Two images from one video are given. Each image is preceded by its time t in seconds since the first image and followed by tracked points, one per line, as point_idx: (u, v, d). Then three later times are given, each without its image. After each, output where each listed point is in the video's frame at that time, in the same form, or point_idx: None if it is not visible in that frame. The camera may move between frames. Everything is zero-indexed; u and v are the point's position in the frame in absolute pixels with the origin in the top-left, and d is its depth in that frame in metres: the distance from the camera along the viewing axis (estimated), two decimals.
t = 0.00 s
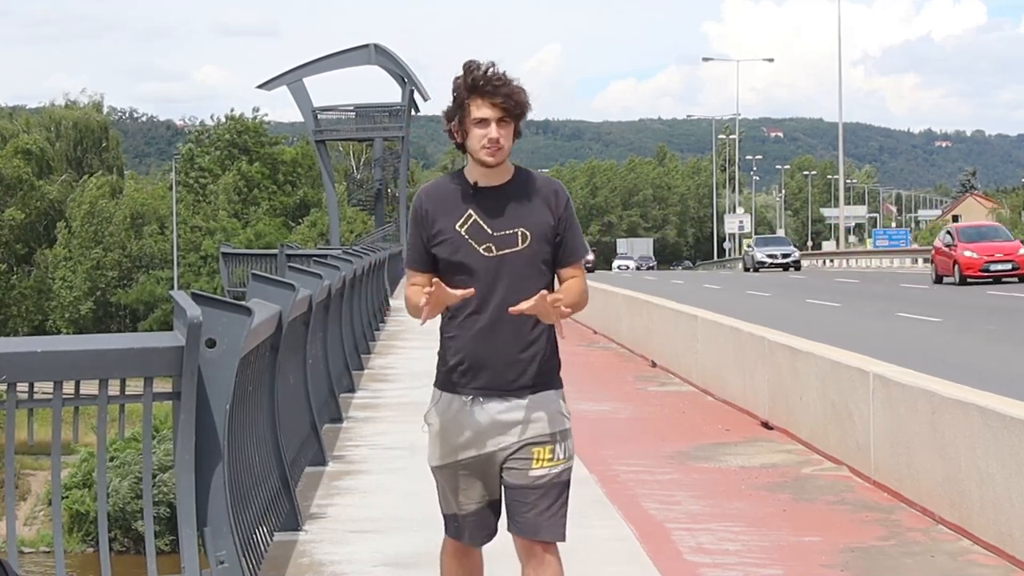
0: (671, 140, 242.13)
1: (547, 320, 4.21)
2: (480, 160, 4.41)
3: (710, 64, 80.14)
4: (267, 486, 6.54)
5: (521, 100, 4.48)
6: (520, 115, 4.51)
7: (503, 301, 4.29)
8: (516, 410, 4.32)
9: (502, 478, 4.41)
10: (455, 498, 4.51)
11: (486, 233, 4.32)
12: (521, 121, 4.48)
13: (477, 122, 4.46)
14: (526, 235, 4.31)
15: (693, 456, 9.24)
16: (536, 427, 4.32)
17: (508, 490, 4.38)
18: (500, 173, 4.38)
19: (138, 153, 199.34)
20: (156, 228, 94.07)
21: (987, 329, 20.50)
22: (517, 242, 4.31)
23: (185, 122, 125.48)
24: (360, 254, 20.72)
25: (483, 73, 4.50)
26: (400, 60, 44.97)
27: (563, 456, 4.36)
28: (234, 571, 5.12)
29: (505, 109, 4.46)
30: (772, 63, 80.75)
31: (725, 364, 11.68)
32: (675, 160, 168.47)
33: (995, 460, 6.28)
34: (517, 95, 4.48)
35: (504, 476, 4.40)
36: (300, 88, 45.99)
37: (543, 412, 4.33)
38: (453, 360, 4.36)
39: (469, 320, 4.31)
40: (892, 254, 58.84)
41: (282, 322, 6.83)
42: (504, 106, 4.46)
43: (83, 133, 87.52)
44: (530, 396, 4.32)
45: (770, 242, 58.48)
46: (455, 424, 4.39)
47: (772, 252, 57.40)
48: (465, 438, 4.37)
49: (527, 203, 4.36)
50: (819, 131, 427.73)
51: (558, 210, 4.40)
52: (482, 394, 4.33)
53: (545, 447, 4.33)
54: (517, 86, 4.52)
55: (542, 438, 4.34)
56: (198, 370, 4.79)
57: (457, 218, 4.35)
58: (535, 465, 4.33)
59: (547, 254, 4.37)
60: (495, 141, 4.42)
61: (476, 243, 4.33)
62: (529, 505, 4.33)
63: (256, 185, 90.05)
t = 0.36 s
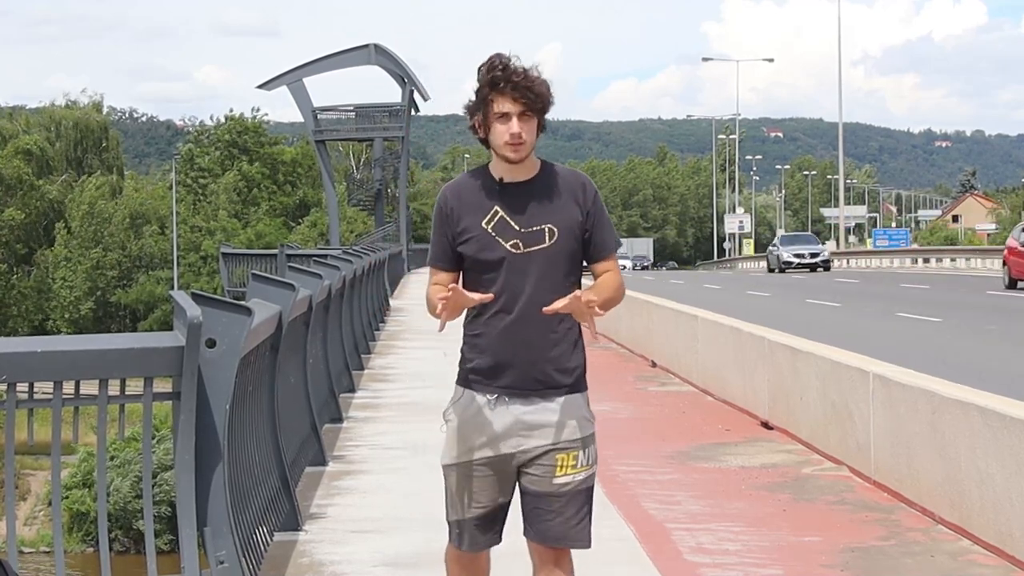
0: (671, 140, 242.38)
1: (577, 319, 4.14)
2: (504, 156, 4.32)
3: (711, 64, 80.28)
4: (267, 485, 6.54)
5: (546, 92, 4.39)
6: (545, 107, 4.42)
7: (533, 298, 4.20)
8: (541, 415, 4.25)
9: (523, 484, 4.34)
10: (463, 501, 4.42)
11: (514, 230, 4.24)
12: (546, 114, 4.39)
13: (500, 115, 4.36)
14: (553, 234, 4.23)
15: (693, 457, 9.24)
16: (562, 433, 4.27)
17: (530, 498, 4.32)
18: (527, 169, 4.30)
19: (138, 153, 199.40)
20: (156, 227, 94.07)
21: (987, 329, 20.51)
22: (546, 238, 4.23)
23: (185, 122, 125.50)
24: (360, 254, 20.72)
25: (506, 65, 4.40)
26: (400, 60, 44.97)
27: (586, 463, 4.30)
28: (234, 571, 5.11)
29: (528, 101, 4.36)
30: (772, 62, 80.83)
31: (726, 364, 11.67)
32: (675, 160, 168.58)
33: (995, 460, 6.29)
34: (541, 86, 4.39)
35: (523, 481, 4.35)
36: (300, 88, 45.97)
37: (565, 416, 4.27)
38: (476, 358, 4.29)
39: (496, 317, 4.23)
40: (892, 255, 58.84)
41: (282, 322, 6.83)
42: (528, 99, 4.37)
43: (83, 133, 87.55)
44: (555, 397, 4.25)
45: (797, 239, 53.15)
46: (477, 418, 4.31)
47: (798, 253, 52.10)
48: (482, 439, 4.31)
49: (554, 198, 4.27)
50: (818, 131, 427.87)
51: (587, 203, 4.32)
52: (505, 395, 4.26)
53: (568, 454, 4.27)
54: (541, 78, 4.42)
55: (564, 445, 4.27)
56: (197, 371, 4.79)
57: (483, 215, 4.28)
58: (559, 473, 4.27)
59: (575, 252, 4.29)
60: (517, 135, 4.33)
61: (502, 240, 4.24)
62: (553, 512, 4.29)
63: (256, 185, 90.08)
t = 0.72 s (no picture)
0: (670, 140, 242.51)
1: (579, 321, 4.14)
2: (512, 155, 4.32)
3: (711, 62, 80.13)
4: (267, 486, 6.54)
5: (554, 91, 4.38)
6: (553, 107, 4.40)
7: (538, 301, 4.20)
8: (548, 416, 4.24)
9: (528, 486, 4.32)
10: (462, 503, 4.33)
11: (523, 230, 4.22)
12: (556, 113, 4.37)
13: (507, 115, 4.36)
14: (562, 233, 4.22)
15: (694, 457, 9.24)
16: (569, 438, 4.26)
17: (537, 502, 4.32)
18: (534, 169, 4.30)
19: (138, 153, 199.35)
20: (157, 227, 94.02)
21: (986, 330, 20.51)
22: (552, 239, 4.22)
23: (185, 122, 125.50)
24: (360, 254, 20.73)
25: (514, 64, 4.38)
26: (400, 60, 44.93)
27: (592, 468, 4.32)
28: (234, 570, 5.12)
29: (535, 101, 4.35)
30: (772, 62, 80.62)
31: (726, 364, 11.67)
32: (675, 160, 168.59)
33: (995, 460, 6.29)
34: (550, 86, 4.37)
35: (528, 486, 4.34)
36: (300, 88, 45.93)
37: (573, 421, 4.26)
38: (481, 360, 4.27)
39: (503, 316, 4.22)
40: (892, 255, 58.79)
41: (282, 323, 6.84)
42: (537, 99, 4.35)
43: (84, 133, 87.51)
44: (562, 400, 4.24)
45: (833, 236, 48.05)
46: (484, 413, 4.26)
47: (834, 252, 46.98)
48: (486, 443, 4.27)
49: (561, 198, 4.27)
50: (818, 131, 428.00)
51: (596, 203, 4.31)
52: (511, 397, 4.23)
53: (575, 459, 4.29)
54: (551, 76, 4.41)
55: (571, 451, 4.27)
56: (199, 371, 4.79)
57: (489, 215, 4.26)
58: (566, 477, 4.28)
59: (582, 252, 4.28)
60: (524, 134, 4.33)
61: (509, 240, 4.23)
62: (562, 518, 4.31)
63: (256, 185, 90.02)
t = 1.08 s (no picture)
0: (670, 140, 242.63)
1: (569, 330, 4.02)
2: (497, 156, 4.15)
3: (711, 62, 79.64)
4: (268, 486, 6.54)
5: (545, 93, 4.23)
6: (542, 111, 4.26)
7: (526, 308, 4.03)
8: (541, 423, 4.10)
9: (520, 495, 4.19)
10: (453, 518, 4.18)
11: (508, 232, 4.07)
12: (544, 113, 4.24)
13: (497, 115, 4.18)
14: (546, 235, 4.09)
15: (694, 457, 9.25)
16: (563, 442, 4.14)
17: (531, 508, 4.20)
18: (516, 171, 4.15)
19: (138, 153, 199.30)
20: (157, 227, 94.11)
21: (987, 329, 20.51)
22: (538, 241, 4.08)
23: (186, 122, 125.56)
24: (360, 253, 20.73)
25: (506, 62, 4.22)
26: (400, 60, 44.94)
27: (583, 471, 4.21)
28: (235, 569, 5.12)
29: (527, 105, 4.19)
30: (773, 62, 80.16)
31: (726, 364, 11.68)
32: (676, 160, 168.66)
33: (995, 461, 6.29)
34: (542, 89, 4.22)
35: (520, 492, 4.20)
36: (300, 88, 45.94)
37: (566, 426, 4.14)
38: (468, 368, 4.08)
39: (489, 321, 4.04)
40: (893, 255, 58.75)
41: (282, 322, 6.83)
42: (523, 99, 4.19)
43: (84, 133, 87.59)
44: (554, 404, 4.10)
45: (872, 235, 43.65)
46: (479, 420, 4.09)
47: (876, 253, 42.61)
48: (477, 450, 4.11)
49: (548, 204, 4.13)
50: (819, 131, 428.08)
51: (577, 208, 4.20)
52: (503, 405, 4.07)
53: (566, 464, 4.16)
54: (539, 75, 4.25)
55: (562, 456, 4.14)
56: (198, 372, 4.79)
57: (473, 217, 4.09)
58: (556, 484, 4.16)
59: (565, 255, 4.15)
60: (513, 136, 4.15)
61: (494, 244, 4.07)
62: (552, 526, 4.22)
63: (257, 185, 90.08)
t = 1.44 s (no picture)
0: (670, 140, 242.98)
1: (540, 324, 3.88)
2: (464, 145, 4.01)
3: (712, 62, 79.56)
4: (268, 485, 6.54)
5: (512, 83, 4.10)
6: (510, 98, 4.12)
7: (497, 302, 3.92)
8: (518, 421, 3.97)
9: (501, 496, 4.06)
10: (433, 524, 4.05)
11: (475, 227, 3.94)
12: (512, 103, 4.10)
13: (465, 102, 4.04)
14: (513, 228, 3.97)
15: (695, 457, 9.25)
16: (542, 438, 4.01)
17: (514, 510, 4.06)
18: (482, 164, 4.02)
19: (137, 152, 199.48)
20: (157, 227, 94.17)
21: (987, 329, 20.51)
22: (504, 235, 3.96)
23: (186, 122, 125.67)
24: (360, 254, 20.74)
25: (472, 49, 4.10)
26: (400, 60, 44.88)
27: (562, 469, 4.07)
28: (235, 570, 5.12)
29: (495, 91, 4.06)
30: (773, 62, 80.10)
31: (726, 364, 11.68)
32: (676, 160, 168.84)
33: (995, 461, 6.29)
34: (509, 77, 4.10)
35: (501, 492, 4.05)
36: (301, 88, 45.92)
37: (544, 422, 4.02)
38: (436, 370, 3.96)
39: (461, 317, 3.91)
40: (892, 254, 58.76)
41: (283, 322, 6.83)
42: (492, 87, 4.06)
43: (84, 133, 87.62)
44: (529, 401, 3.98)
45: (921, 235, 39.56)
46: (453, 433, 3.96)
47: (927, 254, 38.48)
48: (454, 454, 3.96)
49: (514, 195, 4.03)
50: (818, 131, 428.38)
51: (541, 205, 4.11)
52: (478, 404, 3.94)
53: (546, 460, 4.02)
54: (506, 63, 4.12)
55: (542, 453, 4.00)
56: (197, 372, 4.79)
57: (439, 210, 3.95)
58: (539, 482, 4.01)
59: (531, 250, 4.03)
60: (481, 123, 4.02)
61: (461, 237, 3.93)
62: (537, 523, 4.05)
63: (257, 185, 90.12)
